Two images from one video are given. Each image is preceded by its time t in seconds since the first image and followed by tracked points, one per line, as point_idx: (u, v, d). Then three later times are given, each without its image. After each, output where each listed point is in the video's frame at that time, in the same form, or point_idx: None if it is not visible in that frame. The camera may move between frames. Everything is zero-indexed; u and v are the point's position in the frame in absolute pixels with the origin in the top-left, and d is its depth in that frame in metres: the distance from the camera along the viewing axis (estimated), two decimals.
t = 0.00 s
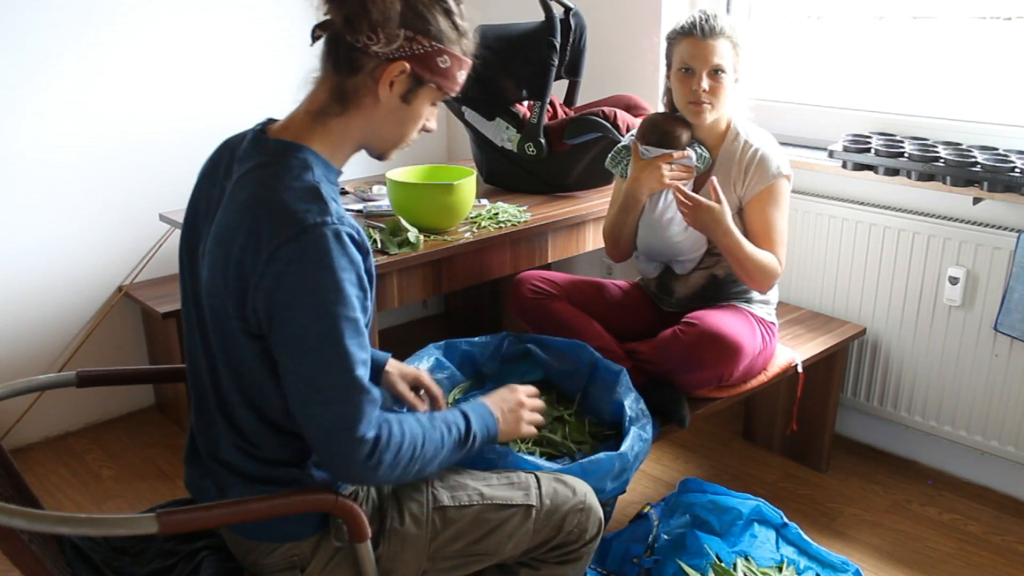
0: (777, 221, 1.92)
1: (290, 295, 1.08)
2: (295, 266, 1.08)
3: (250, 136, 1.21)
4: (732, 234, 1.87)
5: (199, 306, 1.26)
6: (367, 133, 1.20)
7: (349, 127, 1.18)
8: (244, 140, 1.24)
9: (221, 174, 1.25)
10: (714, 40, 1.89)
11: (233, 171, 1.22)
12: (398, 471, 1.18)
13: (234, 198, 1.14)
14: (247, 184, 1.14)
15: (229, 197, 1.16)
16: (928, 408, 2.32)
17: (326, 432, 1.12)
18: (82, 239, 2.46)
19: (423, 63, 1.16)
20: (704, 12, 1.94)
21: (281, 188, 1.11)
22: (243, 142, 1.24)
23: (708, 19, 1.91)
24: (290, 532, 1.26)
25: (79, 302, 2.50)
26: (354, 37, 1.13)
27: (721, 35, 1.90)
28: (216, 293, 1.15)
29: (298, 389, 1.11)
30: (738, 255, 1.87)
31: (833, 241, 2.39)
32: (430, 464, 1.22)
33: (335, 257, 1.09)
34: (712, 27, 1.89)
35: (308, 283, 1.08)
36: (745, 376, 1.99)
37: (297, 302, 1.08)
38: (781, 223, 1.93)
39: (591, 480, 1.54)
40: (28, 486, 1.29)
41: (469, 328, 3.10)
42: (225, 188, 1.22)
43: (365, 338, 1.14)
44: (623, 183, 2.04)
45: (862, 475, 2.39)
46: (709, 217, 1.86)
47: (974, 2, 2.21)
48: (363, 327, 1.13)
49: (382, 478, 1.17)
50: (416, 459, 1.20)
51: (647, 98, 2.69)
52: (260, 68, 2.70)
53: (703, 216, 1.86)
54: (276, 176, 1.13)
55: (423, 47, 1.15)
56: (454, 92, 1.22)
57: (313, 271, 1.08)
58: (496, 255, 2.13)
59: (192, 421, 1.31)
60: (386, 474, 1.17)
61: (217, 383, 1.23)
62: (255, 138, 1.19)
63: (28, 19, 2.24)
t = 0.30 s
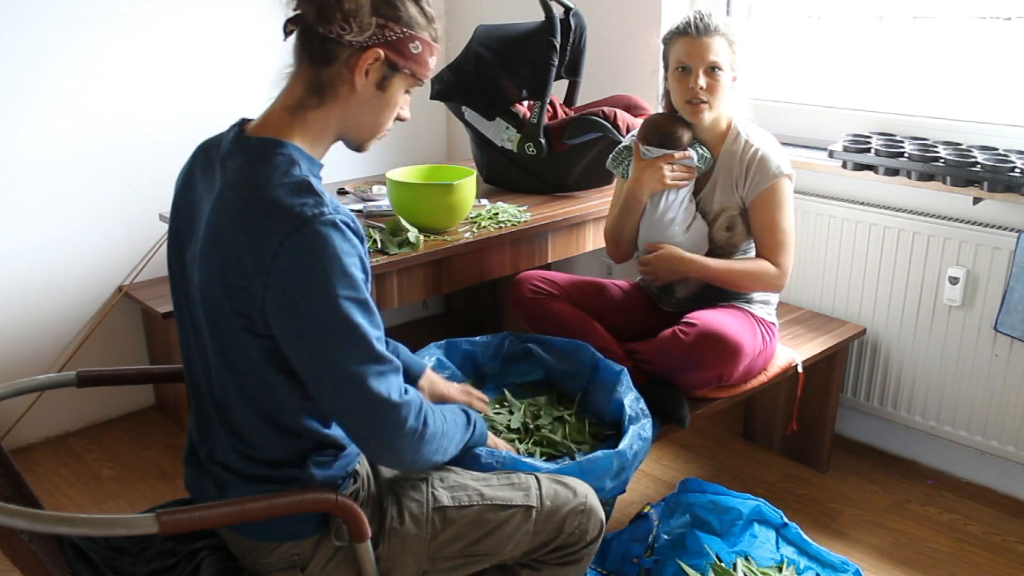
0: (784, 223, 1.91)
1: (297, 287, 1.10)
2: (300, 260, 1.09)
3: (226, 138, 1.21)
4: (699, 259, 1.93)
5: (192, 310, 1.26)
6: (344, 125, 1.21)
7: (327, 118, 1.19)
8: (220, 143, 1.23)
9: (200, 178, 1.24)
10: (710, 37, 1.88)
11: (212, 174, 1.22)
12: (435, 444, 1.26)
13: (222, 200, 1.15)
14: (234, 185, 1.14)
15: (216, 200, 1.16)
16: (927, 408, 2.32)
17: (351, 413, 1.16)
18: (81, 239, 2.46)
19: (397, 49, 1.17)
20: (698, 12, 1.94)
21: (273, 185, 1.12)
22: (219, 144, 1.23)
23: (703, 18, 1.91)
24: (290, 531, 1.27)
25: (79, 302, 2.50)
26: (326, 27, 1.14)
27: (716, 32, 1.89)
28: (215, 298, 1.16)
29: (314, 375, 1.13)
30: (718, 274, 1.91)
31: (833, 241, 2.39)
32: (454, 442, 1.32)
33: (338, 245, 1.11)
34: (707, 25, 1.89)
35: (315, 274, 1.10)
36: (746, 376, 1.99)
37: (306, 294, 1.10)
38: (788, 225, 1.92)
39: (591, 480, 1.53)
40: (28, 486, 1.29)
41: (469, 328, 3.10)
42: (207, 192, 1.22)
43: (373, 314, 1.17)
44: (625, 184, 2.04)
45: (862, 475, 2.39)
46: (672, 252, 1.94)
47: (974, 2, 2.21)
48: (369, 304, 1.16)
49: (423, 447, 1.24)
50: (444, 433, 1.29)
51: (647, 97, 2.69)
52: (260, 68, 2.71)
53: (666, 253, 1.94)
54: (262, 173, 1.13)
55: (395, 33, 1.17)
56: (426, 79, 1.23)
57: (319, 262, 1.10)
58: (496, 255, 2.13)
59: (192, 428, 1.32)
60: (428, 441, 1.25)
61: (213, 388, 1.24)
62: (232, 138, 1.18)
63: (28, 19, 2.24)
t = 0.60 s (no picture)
0: (785, 224, 1.91)
1: (291, 284, 1.10)
2: (294, 256, 1.09)
3: (220, 138, 1.21)
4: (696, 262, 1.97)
5: (189, 309, 1.26)
6: (336, 121, 1.20)
7: (319, 114, 1.19)
8: (214, 143, 1.23)
9: (196, 177, 1.24)
10: (709, 38, 1.88)
11: (207, 173, 1.22)
12: (429, 443, 1.26)
13: (217, 198, 1.15)
14: (228, 184, 1.14)
15: (210, 198, 1.16)
16: (927, 408, 2.32)
17: (347, 409, 1.15)
18: (82, 239, 2.46)
19: (386, 43, 1.17)
20: (698, 12, 1.94)
21: (266, 183, 1.12)
22: (213, 144, 1.23)
23: (702, 18, 1.91)
24: (290, 532, 1.27)
25: (79, 302, 2.50)
26: (315, 22, 1.14)
27: (716, 33, 1.89)
28: (210, 296, 1.16)
29: (309, 371, 1.13)
30: (715, 271, 1.95)
31: (833, 241, 2.39)
32: (454, 446, 1.32)
33: (331, 241, 1.11)
34: (707, 25, 1.89)
35: (308, 270, 1.10)
36: (745, 377, 1.99)
37: (300, 290, 1.10)
38: (789, 225, 1.92)
39: (591, 480, 1.53)
40: (28, 486, 1.29)
41: (469, 328, 3.10)
42: (202, 192, 1.22)
43: (368, 311, 1.16)
44: (624, 183, 2.04)
45: (862, 475, 2.39)
46: (673, 251, 1.96)
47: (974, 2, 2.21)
48: (364, 300, 1.15)
49: (417, 445, 1.24)
50: (441, 435, 1.29)
51: (648, 98, 2.69)
52: (260, 68, 2.71)
53: (667, 250, 1.96)
54: (256, 171, 1.13)
55: (384, 27, 1.17)
56: (415, 72, 1.23)
57: (312, 258, 1.09)
58: (496, 255, 2.13)
59: (192, 428, 1.32)
60: (424, 439, 1.25)
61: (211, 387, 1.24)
62: (226, 138, 1.18)
63: (28, 19, 2.24)
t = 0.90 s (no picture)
0: (785, 222, 1.91)
1: (292, 284, 1.10)
2: (295, 257, 1.09)
3: (219, 138, 1.21)
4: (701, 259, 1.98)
5: (189, 311, 1.26)
6: (334, 121, 1.20)
7: (317, 113, 1.19)
8: (212, 144, 1.23)
9: (194, 179, 1.25)
10: (714, 36, 1.89)
11: (206, 175, 1.22)
12: (441, 429, 1.23)
13: (216, 200, 1.15)
14: (227, 185, 1.14)
15: (210, 199, 1.16)
16: (927, 408, 2.32)
17: (350, 409, 1.15)
18: (82, 239, 2.46)
19: (385, 43, 1.17)
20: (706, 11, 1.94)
21: (265, 184, 1.12)
22: (212, 145, 1.23)
23: (710, 17, 1.91)
24: (291, 532, 1.27)
25: (79, 302, 2.50)
26: (315, 20, 1.14)
27: (720, 32, 1.89)
28: (211, 297, 1.16)
29: (312, 371, 1.13)
30: (721, 267, 1.95)
31: (833, 241, 2.39)
32: (472, 420, 1.28)
33: (332, 242, 1.11)
34: (712, 23, 1.89)
35: (310, 271, 1.09)
36: (746, 376, 1.99)
37: (302, 291, 1.10)
38: (790, 223, 1.92)
39: (591, 481, 1.53)
40: (28, 486, 1.29)
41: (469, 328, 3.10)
42: (201, 193, 1.22)
43: (371, 312, 1.16)
44: (622, 180, 2.04)
45: (862, 475, 2.39)
46: (681, 251, 1.96)
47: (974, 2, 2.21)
48: (366, 301, 1.15)
49: (425, 437, 1.21)
50: (455, 417, 1.24)
51: (648, 97, 2.69)
52: (260, 68, 2.71)
53: (674, 250, 1.96)
54: (255, 173, 1.13)
55: (383, 27, 1.17)
56: (413, 74, 1.23)
57: (313, 259, 1.09)
58: (496, 255, 2.13)
59: (192, 428, 1.32)
60: (433, 430, 1.21)
61: (210, 388, 1.24)
62: (225, 139, 1.18)
63: (28, 19, 2.24)
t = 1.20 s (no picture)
0: (786, 219, 1.91)
1: (292, 285, 1.10)
2: (295, 259, 1.09)
3: (216, 139, 1.21)
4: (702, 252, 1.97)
5: (189, 311, 1.26)
6: (329, 119, 1.20)
7: (312, 111, 1.19)
8: (209, 145, 1.23)
9: (192, 181, 1.24)
10: (719, 35, 1.89)
11: (203, 176, 1.22)
12: (452, 418, 1.24)
13: (215, 202, 1.15)
14: (226, 187, 1.14)
15: (208, 201, 1.16)
16: (927, 408, 2.32)
17: (356, 406, 1.16)
18: (81, 239, 2.46)
19: (378, 40, 1.17)
20: (711, 11, 1.94)
21: (263, 185, 1.12)
22: (209, 147, 1.23)
23: (715, 16, 1.90)
24: (290, 532, 1.27)
25: (79, 302, 2.50)
26: (308, 17, 1.14)
27: (725, 31, 1.89)
28: (211, 299, 1.16)
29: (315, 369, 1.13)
30: (721, 262, 1.95)
31: (833, 241, 2.39)
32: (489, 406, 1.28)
33: (331, 242, 1.11)
34: (718, 23, 1.89)
35: (310, 271, 1.09)
36: (746, 376, 1.99)
37: (302, 291, 1.10)
38: (790, 220, 1.92)
39: (591, 481, 1.53)
40: (29, 486, 1.29)
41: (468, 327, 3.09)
42: (199, 194, 1.22)
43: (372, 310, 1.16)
44: (623, 176, 2.04)
45: (862, 475, 2.39)
46: (680, 241, 1.96)
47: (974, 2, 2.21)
48: (367, 300, 1.15)
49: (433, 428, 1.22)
50: (467, 407, 1.25)
51: (648, 98, 2.69)
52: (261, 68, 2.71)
53: (674, 240, 1.95)
54: (252, 175, 1.13)
55: (377, 24, 1.17)
56: (407, 70, 1.23)
57: (313, 260, 1.09)
58: (496, 255, 2.13)
59: (192, 429, 1.32)
60: (441, 422, 1.22)
61: (211, 389, 1.24)
62: (221, 140, 1.18)
63: (28, 19, 2.24)
